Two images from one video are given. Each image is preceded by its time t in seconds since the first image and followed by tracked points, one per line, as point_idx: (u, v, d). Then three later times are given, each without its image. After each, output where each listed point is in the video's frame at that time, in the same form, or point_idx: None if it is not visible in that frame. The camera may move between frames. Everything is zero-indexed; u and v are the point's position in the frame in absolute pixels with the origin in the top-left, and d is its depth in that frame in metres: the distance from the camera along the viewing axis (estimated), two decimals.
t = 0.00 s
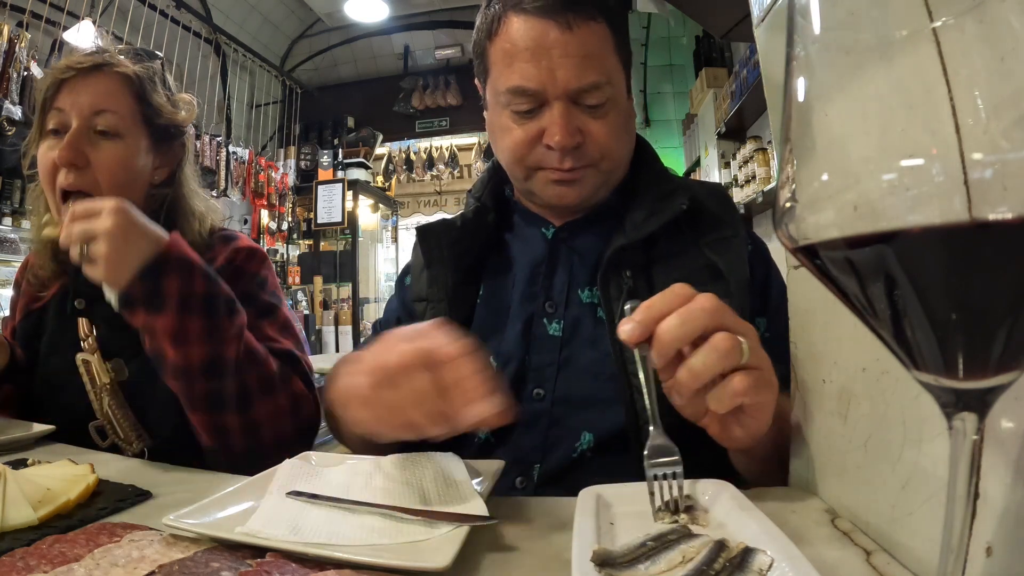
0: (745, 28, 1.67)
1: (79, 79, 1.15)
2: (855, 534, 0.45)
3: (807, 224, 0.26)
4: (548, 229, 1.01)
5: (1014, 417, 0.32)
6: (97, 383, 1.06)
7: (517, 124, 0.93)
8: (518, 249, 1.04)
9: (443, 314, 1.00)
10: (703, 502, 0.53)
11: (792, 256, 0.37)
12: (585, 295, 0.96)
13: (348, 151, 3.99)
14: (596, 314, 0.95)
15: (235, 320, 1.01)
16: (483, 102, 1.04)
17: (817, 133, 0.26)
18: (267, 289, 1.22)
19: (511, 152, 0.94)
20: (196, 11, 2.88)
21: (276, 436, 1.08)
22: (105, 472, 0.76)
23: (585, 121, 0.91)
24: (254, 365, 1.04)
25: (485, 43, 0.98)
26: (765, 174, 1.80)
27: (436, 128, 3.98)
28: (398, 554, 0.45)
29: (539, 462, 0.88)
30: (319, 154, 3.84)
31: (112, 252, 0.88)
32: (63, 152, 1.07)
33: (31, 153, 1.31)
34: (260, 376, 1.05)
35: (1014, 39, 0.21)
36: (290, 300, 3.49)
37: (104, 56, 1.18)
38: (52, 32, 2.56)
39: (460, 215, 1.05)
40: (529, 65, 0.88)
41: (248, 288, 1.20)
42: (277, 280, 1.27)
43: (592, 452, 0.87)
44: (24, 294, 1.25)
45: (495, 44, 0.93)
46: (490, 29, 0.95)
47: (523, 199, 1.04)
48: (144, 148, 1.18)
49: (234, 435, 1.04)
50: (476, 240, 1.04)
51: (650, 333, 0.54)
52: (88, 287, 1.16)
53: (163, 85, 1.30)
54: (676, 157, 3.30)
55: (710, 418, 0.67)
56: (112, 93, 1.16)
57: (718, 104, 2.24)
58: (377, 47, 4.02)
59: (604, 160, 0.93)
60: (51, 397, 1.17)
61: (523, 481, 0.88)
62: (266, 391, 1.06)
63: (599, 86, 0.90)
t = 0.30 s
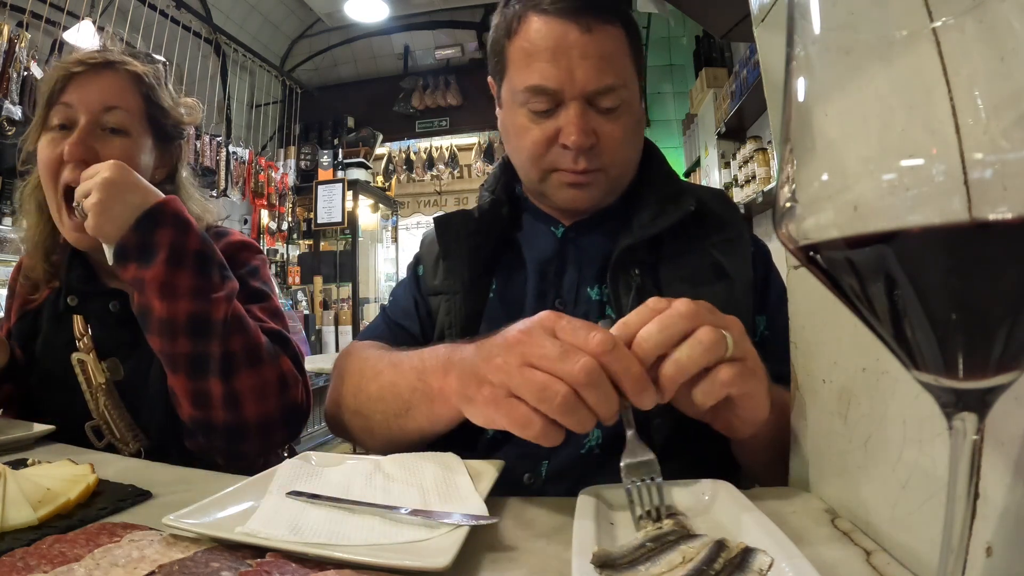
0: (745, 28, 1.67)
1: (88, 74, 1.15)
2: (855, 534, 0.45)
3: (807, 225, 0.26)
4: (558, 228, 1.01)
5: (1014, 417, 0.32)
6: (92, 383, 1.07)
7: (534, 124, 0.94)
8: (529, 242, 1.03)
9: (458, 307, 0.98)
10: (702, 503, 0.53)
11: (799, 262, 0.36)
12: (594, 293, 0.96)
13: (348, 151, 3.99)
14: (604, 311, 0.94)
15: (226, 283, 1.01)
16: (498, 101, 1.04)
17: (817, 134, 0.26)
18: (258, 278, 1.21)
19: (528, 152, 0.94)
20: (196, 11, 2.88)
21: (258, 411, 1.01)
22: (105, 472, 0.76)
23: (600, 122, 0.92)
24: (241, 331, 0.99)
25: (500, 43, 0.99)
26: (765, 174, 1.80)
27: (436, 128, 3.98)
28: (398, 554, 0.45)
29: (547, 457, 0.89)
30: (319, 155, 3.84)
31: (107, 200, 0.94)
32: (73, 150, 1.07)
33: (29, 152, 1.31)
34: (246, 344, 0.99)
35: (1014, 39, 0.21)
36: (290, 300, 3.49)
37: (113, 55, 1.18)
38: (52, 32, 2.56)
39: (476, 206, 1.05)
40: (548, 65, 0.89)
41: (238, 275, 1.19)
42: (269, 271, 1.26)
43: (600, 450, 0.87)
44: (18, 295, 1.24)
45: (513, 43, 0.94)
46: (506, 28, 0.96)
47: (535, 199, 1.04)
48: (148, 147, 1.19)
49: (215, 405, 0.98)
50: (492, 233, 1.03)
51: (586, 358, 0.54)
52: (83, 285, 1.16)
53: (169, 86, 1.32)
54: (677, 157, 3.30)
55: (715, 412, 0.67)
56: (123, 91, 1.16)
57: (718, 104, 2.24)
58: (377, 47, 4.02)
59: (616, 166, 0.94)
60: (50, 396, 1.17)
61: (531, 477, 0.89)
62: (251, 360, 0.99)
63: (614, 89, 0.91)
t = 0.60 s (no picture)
0: (745, 28, 1.67)
1: (100, 79, 1.14)
2: (855, 534, 0.45)
3: (807, 225, 0.26)
4: (569, 225, 1.00)
5: (1015, 417, 0.32)
6: (91, 383, 1.08)
7: (553, 120, 0.92)
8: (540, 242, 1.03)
9: (465, 303, 0.99)
10: (701, 502, 0.53)
11: (802, 264, 0.36)
12: (605, 293, 0.95)
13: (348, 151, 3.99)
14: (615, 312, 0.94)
15: (227, 293, 1.00)
16: (516, 94, 1.02)
17: (817, 134, 0.26)
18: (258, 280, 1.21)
19: (546, 149, 0.93)
20: (196, 11, 2.88)
21: (261, 420, 1.02)
22: (105, 472, 0.76)
23: (619, 122, 0.90)
24: (245, 342, 1.00)
25: (521, 35, 0.96)
26: (765, 173, 1.80)
27: (436, 128, 3.98)
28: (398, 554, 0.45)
29: (551, 458, 0.89)
30: (319, 155, 3.84)
31: (106, 208, 0.93)
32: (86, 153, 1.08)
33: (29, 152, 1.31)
34: (250, 354, 1.00)
35: (1013, 39, 0.21)
36: (290, 300, 3.49)
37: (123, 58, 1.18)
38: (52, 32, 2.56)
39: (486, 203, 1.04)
40: (570, 60, 0.88)
41: (238, 277, 1.19)
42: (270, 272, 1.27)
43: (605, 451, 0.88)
44: (18, 295, 1.24)
45: (535, 37, 0.92)
46: (529, 21, 0.94)
47: (550, 198, 1.04)
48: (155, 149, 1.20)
49: (217, 415, 0.99)
50: (501, 232, 1.02)
51: (537, 340, 0.52)
52: (82, 286, 1.16)
53: (173, 88, 1.34)
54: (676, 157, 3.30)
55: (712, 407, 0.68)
56: (135, 95, 1.16)
57: (718, 104, 2.24)
58: (377, 47, 4.02)
59: (633, 168, 0.93)
60: (50, 396, 1.17)
61: (535, 476, 0.89)
62: (255, 370, 1.01)
63: (636, 88, 0.89)
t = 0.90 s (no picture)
0: (745, 28, 1.67)
1: (107, 78, 1.14)
2: (855, 534, 0.45)
3: (806, 225, 0.26)
4: (576, 226, 1.02)
5: (1015, 417, 0.32)
6: (93, 383, 1.07)
7: (563, 117, 0.91)
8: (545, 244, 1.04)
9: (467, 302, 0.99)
10: (701, 501, 0.53)
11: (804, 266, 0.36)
12: (612, 296, 0.95)
13: (348, 151, 3.99)
14: (622, 316, 0.94)
15: (229, 299, 1.00)
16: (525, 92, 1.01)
17: (817, 133, 0.26)
18: (259, 281, 1.21)
19: (555, 147, 0.92)
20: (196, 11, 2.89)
21: (263, 424, 1.02)
22: (105, 472, 0.76)
23: (628, 121, 0.89)
24: (246, 348, 0.99)
25: (531, 32, 0.96)
26: (765, 173, 1.80)
27: (436, 128, 3.98)
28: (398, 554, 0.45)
29: (555, 462, 0.89)
30: (319, 155, 3.85)
31: (108, 213, 0.93)
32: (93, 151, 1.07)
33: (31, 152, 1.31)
34: (251, 359, 1.00)
35: (1014, 40, 0.21)
36: (290, 300, 3.49)
37: (127, 59, 1.18)
38: (52, 32, 2.56)
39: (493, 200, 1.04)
40: (580, 57, 0.87)
41: (239, 279, 1.19)
42: (271, 274, 1.26)
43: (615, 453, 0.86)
44: (19, 295, 1.24)
45: (544, 34, 0.91)
46: (539, 17, 0.93)
47: (557, 198, 1.04)
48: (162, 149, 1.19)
49: (220, 419, 0.99)
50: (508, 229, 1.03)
51: (489, 299, 0.48)
52: (84, 285, 1.16)
53: (178, 88, 1.33)
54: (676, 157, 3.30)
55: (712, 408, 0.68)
56: (142, 96, 1.16)
57: (718, 104, 2.24)
58: (377, 47, 4.02)
59: (643, 168, 0.92)
60: (50, 396, 1.17)
61: (538, 481, 0.88)
62: (257, 375, 1.00)
63: (646, 86, 0.89)
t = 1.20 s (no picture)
0: (745, 28, 1.67)
1: (108, 77, 1.14)
2: (855, 534, 0.45)
3: (807, 225, 0.26)
4: (580, 226, 1.02)
5: (1015, 417, 0.32)
6: (94, 383, 1.07)
7: (559, 117, 0.90)
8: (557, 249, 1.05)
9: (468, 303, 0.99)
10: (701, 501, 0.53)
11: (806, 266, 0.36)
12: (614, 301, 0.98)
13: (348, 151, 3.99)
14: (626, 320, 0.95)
15: (230, 298, 1.00)
16: (524, 91, 1.00)
17: (817, 133, 0.26)
18: (259, 281, 1.21)
19: (553, 146, 0.91)
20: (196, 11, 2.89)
21: (263, 423, 1.02)
22: (105, 472, 0.76)
23: (629, 118, 0.87)
24: (246, 347, 0.99)
25: (526, 33, 0.94)
26: (765, 173, 1.79)
27: (436, 128, 3.98)
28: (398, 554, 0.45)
29: (556, 469, 0.89)
30: (319, 155, 3.85)
31: (111, 212, 0.94)
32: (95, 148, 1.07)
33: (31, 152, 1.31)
34: (252, 358, 1.00)
35: (1014, 39, 0.21)
36: (290, 300, 3.49)
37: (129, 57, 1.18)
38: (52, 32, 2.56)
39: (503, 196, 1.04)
40: (574, 54, 0.84)
41: (240, 279, 1.19)
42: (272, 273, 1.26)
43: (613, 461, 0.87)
44: (20, 296, 1.24)
45: (537, 33, 0.89)
46: (530, 18, 0.91)
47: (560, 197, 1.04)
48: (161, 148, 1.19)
49: (219, 418, 0.99)
50: (516, 226, 1.02)
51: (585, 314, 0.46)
52: (85, 285, 1.16)
53: (180, 89, 1.34)
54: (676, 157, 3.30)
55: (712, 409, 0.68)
56: (143, 95, 1.17)
57: (718, 104, 2.24)
58: (377, 47, 4.01)
59: (645, 164, 0.90)
60: (50, 396, 1.17)
61: (540, 488, 0.89)
62: (257, 374, 1.00)
63: (646, 81, 0.86)
